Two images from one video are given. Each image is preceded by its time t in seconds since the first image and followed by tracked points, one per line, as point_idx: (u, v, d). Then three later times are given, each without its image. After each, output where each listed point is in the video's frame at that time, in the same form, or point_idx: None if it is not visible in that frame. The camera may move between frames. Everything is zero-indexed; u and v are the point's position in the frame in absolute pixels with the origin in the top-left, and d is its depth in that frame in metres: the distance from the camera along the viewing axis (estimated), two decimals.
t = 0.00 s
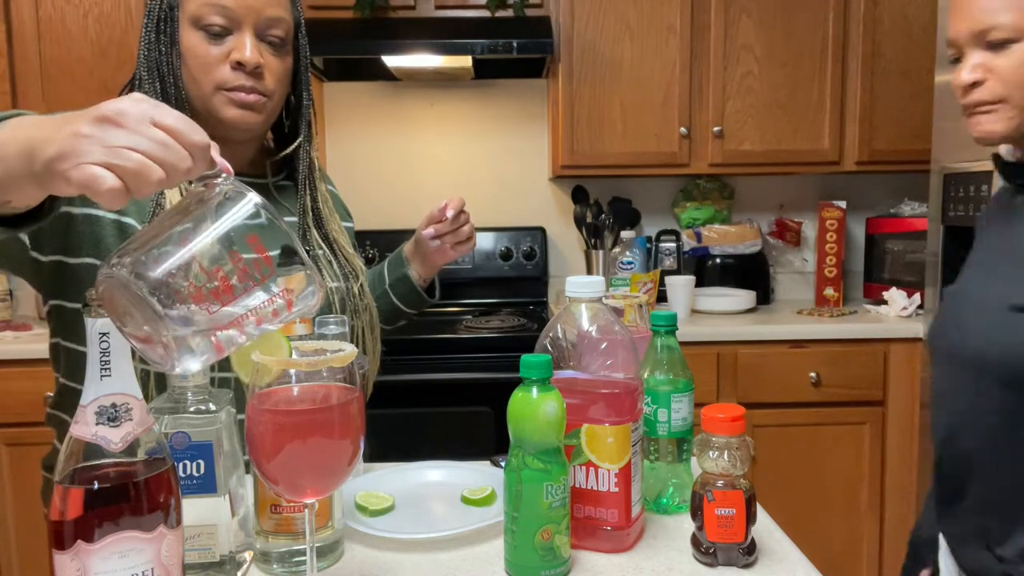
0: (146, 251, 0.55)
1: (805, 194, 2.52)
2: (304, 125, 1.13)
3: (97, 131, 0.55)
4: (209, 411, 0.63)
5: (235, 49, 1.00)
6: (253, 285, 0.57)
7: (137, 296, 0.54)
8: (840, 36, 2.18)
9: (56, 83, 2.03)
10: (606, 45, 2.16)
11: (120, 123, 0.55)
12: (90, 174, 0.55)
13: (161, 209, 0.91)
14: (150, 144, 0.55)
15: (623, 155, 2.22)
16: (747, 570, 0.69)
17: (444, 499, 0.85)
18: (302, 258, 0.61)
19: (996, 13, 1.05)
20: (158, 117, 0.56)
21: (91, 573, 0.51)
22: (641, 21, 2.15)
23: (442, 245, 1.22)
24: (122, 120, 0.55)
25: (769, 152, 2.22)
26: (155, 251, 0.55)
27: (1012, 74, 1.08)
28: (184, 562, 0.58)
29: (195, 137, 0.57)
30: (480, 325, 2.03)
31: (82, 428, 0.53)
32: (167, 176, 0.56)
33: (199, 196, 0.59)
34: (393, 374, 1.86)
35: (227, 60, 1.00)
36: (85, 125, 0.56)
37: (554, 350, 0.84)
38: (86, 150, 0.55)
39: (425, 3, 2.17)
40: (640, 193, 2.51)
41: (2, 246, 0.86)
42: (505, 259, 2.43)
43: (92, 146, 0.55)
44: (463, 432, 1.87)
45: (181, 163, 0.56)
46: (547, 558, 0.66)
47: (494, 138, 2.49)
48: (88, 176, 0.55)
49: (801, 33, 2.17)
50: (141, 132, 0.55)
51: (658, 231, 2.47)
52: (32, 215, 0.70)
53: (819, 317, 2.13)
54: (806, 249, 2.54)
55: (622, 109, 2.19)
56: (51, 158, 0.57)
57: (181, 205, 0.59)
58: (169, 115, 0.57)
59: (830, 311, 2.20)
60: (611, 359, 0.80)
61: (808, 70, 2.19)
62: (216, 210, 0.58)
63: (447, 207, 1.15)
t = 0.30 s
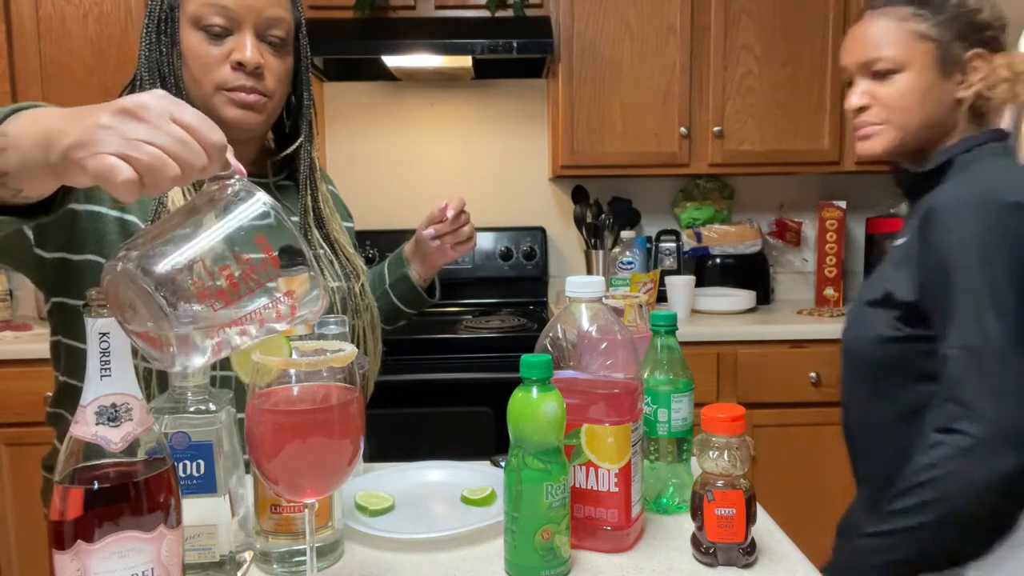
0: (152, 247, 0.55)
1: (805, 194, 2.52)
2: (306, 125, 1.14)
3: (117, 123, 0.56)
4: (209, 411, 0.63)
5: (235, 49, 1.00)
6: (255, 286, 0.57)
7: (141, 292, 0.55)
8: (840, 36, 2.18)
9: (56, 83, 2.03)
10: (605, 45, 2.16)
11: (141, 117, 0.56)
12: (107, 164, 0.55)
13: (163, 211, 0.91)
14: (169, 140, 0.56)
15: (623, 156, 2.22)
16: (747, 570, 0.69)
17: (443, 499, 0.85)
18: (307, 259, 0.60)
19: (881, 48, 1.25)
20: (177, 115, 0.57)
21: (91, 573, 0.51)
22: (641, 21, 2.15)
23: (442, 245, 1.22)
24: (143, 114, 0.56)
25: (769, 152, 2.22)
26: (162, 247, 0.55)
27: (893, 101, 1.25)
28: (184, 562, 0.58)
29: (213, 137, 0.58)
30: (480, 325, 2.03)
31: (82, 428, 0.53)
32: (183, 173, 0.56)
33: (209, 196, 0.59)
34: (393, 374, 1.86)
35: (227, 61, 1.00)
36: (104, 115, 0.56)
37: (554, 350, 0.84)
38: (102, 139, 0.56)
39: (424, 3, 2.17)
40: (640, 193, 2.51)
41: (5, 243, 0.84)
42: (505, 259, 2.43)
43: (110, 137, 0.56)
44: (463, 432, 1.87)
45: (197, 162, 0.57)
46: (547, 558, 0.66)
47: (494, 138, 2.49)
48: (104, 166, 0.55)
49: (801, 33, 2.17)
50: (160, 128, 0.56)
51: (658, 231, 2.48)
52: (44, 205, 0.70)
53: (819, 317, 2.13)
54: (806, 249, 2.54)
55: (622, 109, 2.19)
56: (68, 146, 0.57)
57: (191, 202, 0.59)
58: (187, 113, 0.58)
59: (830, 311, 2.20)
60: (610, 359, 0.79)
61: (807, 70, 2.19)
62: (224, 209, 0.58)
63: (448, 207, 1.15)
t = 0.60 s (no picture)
0: (152, 242, 0.55)
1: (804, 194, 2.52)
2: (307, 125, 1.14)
3: (129, 114, 0.57)
4: (209, 411, 0.63)
5: (236, 50, 1.00)
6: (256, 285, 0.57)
7: (140, 287, 0.54)
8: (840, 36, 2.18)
9: (56, 83, 2.03)
10: (605, 44, 2.16)
11: (153, 111, 0.57)
12: (114, 153, 0.56)
13: (165, 209, 0.91)
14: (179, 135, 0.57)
15: (622, 155, 2.22)
16: (747, 570, 0.69)
17: (444, 499, 0.85)
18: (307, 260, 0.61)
19: (758, 62, 1.37)
20: (189, 111, 0.58)
21: (91, 573, 0.51)
22: (641, 21, 2.15)
23: (443, 245, 1.22)
24: (155, 108, 0.57)
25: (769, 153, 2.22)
26: (162, 242, 0.55)
27: (766, 112, 1.38)
28: (184, 562, 0.58)
29: (222, 136, 0.58)
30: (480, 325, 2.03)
31: (82, 428, 0.53)
32: (189, 167, 0.57)
33: (213, 194, 0.60)
34: (392, 374, 1.86)
35: (228, 61, 1.00)
36: (116, 107, 0.57)
37: (554, 350, 0.84)
38: (111, 130, 0.56)
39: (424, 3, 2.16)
40: (640, 193, 2.51)
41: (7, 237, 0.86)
42: (505, 259, 2.43)
43: (120, 127, 0.56)
44: (463, 432, 1.87)
45: (204, 157, 0.57)
46: (547, 558, 0.66)
47: (494, 138, 2.48)
48: (111, 155, 0.56)
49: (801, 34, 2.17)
50: (171, 122, 0.57)
51: (658, 231, 2.48)
52: (51, 198, 0.69)
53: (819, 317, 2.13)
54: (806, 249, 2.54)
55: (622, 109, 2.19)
56: (78, 135, 0.58)
57: (192, 201, 0.59)
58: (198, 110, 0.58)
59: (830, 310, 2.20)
60: (610, 360, 0.79)
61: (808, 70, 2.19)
62: (226, 207, 0.58)
63: (449, 208, 1.15)
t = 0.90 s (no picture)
0: (152, 233, 0.54)
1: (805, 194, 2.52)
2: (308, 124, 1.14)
3: (134, 105, 0.57)
4: (209, 411, 0.63)
5: (236, 50, 1.00)
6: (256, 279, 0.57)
7: (139, 279, 0.53)
8: (840, 36, 2.18)
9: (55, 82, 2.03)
10: (605, 44, 2.16)
11: (158, 102, 0.57)
12: (117, 143, 0.56)
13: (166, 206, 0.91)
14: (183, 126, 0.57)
15: (623, 155, 2.22)
16: (747, 570, 0.69)
17: (444, 499, 0.85)
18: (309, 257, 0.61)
19: (679, 72, 1.48)
20: (193, 104, 0.58)
21: (91, 573, 0.51)
22: (641, 21, 2.15)
23: (444, 245, 1.22)
24: (160, 99, 0.57)
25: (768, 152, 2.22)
26: (162, 233, 0.55)
27: (692, 118, 1.48)
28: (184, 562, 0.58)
29: (226, 129, 0.58)
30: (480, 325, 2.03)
31: (82, 428, 0.53)
32: (192, 160, 0.57)
33: (214, 188, 0.60)
34: (392, 374, 1.86)
35: (228, 61, 1.00)
36: (121, 97, 0.57)
37: (554, 350, 0.84)
38: (116, 120, 0.57)
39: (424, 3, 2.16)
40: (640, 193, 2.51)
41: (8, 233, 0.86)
42: (505, 259, 2.43)
43: (125, 117, 0.57)
44: (463, 432, 1.87)
45: (208, 149, 0.57)
46: (547, 558, 0.66)
47: (494, 138, 2.48)
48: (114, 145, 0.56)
49: (801, 34, 2.17)
50: (176, 113, 0.57)
51: (658, 231, 2.48)
52: (53, 190, 0.69)
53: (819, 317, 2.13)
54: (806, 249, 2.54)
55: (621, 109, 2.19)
56: (82, 124, 0.58)
57: (192, 195, 0.59)
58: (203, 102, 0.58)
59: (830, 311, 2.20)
60: (610, 360, 0.79)
61: (808, 69, 2.19)
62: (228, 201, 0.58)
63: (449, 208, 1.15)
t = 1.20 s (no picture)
0: (153, 230, 0.54)
1: (805, 194, 2.53)
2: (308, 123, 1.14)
3: (138, 102, 0.57)
4: (209, 411, 0.63)
5: (237, 50, 1.00)
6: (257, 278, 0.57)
7: (140, 275, 0.53)
8: (840, 36, 2.18)
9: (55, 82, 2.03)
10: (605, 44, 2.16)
11: (162, 100, 0.57)
12: (120, 139, 0.56)
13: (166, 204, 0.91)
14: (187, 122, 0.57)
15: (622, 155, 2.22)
16: (747, 570, 0.69)
17: (444, 500, 0.85)
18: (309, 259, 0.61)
19: (614, 80, 1.70)
20: (197, 102, 0.58)
21: (91, 573, 0.51)
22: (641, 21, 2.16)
23: (445, 244, 1.22)
24: (165, 96, 0.57)
25: (768, 152, 2.22)
26: (163, 229, 0.55)
27: (627, 121, 1.71)
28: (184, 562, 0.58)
29: (229, 128, 0.58)
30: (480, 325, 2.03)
31: (82, 428, 0.53)
32: (195, 157, 0.57)
33: (215, 187, 0.60)
34: (392, 374, 1.85)
35: (229, 61, 1.00)
36: (126, 94, 0.58)
37: (554, 349, 0.83)
38: (119, 116, 0.57)
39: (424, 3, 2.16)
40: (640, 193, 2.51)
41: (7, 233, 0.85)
42: (505, 259, 2.43)
43: (128, 113, 0.57)
44: (462, 432, 1.87)
45: (211, 147, 0.57)
46: (547, 558, 0.66)
47: (494, 138, 2.48)
48: (116, 140, 0.56)
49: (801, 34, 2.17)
50: (181, 110, 0.57)
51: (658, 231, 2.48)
52: (55, 187, 0.69)
53: (819, 317, 2.13)
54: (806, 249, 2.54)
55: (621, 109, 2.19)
56: (86, 120, 0.58)
57: (192, 194, 0.59)
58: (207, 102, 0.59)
59: (830, 311, 2.20)
60: (610, 360, 0.79)
61: (807, 69, 2.19)
62: (229, 200, 0.58)
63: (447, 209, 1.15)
